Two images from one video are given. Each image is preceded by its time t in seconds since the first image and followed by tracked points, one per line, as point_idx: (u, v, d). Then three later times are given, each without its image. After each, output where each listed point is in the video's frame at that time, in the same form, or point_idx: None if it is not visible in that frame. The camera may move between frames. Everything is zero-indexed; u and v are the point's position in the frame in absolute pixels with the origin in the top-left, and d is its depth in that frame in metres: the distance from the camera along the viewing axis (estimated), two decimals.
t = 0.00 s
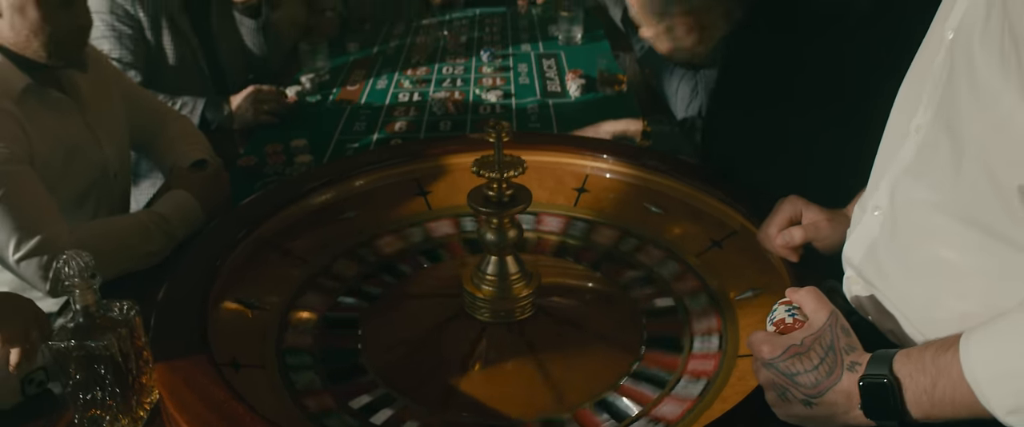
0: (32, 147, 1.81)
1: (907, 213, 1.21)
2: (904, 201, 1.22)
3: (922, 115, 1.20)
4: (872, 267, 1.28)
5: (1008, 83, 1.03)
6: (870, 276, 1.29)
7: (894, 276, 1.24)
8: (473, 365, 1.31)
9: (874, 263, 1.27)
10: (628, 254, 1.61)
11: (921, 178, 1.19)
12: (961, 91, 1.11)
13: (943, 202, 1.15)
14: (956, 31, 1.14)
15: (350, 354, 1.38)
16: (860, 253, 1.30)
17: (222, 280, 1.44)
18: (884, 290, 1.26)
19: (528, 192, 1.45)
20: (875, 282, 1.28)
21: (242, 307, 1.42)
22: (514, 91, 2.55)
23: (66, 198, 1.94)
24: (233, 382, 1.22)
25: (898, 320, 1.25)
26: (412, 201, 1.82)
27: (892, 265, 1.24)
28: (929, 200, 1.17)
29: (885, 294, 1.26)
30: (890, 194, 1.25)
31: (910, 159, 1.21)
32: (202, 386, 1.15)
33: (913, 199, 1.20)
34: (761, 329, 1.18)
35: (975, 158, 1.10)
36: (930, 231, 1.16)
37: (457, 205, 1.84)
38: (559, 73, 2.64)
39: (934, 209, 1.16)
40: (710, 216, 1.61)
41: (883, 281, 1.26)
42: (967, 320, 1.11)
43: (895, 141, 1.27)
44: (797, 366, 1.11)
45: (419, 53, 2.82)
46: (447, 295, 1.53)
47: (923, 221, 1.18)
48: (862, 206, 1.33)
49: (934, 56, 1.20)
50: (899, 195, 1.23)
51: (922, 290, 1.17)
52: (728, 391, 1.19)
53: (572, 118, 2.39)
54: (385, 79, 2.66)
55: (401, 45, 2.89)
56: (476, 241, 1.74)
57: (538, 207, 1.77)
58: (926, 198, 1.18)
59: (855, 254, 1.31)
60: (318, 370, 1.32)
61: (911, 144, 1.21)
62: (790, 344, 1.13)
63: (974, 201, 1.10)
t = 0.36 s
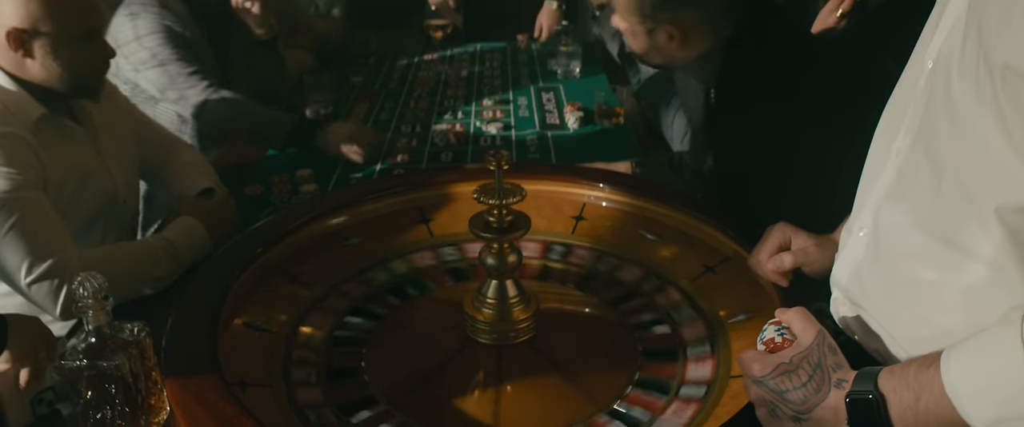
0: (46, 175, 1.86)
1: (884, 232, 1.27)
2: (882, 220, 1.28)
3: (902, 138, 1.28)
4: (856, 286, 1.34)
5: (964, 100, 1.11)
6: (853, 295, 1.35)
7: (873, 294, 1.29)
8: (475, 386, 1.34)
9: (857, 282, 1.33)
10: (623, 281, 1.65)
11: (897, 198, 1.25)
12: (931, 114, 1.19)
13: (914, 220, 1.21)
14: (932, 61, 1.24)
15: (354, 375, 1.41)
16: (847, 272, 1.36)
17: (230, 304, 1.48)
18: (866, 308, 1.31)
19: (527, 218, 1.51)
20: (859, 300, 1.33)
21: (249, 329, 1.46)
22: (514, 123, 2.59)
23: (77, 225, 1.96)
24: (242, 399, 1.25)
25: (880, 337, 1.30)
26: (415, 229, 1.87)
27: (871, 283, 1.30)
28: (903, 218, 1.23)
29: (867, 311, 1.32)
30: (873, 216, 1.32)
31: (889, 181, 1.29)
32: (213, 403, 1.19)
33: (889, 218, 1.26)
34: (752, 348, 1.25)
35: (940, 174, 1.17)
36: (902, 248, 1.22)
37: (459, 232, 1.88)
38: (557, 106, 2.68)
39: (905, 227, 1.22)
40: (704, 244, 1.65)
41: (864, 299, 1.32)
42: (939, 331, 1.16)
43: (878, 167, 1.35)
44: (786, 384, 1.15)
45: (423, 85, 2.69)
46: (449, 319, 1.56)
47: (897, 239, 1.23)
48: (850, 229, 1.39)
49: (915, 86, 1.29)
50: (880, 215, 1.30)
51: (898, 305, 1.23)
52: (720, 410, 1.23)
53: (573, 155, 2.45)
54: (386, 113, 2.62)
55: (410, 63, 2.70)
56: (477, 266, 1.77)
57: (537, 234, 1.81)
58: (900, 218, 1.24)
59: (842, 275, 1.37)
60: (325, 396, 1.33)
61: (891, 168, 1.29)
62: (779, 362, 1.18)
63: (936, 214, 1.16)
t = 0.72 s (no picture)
0: (59, 206, 1.92)
1: (879, 258, 1.25)
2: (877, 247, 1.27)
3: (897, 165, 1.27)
4: (852, 312, 1.32)
5: (954, 129, 1.10)
6: (850, 321, 1.33)
7: (867, 321, 1.27)
8: (475, 413, 1.37)
9: (852, 308, 1.32)
10: (618, 311, 1.69)
11: (892, 226, 1.24)
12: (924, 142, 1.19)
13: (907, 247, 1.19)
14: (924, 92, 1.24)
15: (357, 402, 1.44)
16: (844, 298, 1.35)
17: (236, 333, 1.52)
18: (861, 333, 1.30)
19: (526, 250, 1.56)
20: (856, 326, 1.32)
21: (255, 358, 1.50)
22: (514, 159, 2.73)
23: (87, 254, 2.02)
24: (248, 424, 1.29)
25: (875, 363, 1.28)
26: (417, 262, 1.91)
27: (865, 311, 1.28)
28: (897, 245, 1.22)
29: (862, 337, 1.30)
30: (869, 243, 1.30)
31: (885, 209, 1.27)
32: None
33: (884, 246, 1.25)
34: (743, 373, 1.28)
35: (931, 202, 1.15)
36: (897, 275, 1.21)
37: (460, 264, 1.92)
38: (556, 143, 2.72)
39: (900, 255, 1.21)
40: (700, 278, 1.70)
41: (860, 325, 1.30)
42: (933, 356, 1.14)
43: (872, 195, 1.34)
44: (774, 407, 1.17)
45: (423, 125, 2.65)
46: (449, 349, 1.60)
47: (892, 266, 1.22)
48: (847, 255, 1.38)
49: (907, 114, 1.28)
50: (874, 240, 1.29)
51: (888, 330, 1.22)
52: None
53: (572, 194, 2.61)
54: (388, 150, 2.64)
55: (412, 104, 2.62)
56: (478, 298, 1.81)
57: (535, 267, 1.84)
58: (894, 246, 1.22)
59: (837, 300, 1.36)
60: (325, 414, 1.39)
61: (887, 196, 1.28)
62: (768, 386, 1.20)
63: (928, 240, 1.16)
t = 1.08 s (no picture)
0: (69, 233, 1.97)
1: (868, 285, 1.14)
2: (866, 271, 1.16)
3: (890, 179, 1.15)
4: (842, 335, 1.22)
5: (942, 154, 1.00)
6: (841, 344, 1.23)
7: (858, 349, 1.17)
8: None
9: (844, 333, 1.22)
10: (615, 338, 1.72)
11: (881, 252, 1.13)
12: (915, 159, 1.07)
13: (897, 274, 1.09)
14: (920, 98, 1.10)
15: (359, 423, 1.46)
16: (835, 319, 1.24)
17: (243, 356, 1.56)
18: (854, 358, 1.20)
19: (525, 278, 1.60)
20: (848, 351, 1.21)
21: (260, 380, 1.53)
22: (513, 192, 2.74)
23: (95, 283, 2.08)
24: None
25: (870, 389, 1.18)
26: (419, 290, 1.95)
27: (857, 339, 1.17)
28: (888, 274, 1.11)
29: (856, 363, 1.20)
30: (859, 266, 1.19)
31: (875, 232, 1.15)
32: None
33: (873, 273, 1.14)
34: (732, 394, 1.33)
35: (920, 227, 1.05)
36: (886, 302, 1.10)
37: (460, 292, 1.96)
38: (555, 175, 2.76)
39: (888, 282, 1.10)
40: (694, 305, 1.74)
41: (852, 352, 1.20)
42: (924, 381, 1.05)
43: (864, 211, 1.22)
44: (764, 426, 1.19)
45: (425, 158, 2.71)
46: (449, 376, 1.63)
47: (880, 293, 1.11)
48: (838, 274, 1.26)
49: (899, 130, 1.16)
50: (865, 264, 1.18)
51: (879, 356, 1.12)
52: None
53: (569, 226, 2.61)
54: (392, 182, 2.71)
55: (413, 137, 2.68)
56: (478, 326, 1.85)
57: (533, 294, 1.88)
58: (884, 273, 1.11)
59: (831, 321, 1.24)
60: None
61: (877, 219, 1.16)
62: (757, 405, 1.23)
63: (923, 263, 1.04)
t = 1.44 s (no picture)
0: (81, 257, 2.03)
1: (858, 307, 1.16)
2: (855, 293, 1.17)
3: (880, 201, 1.17)
4: (833, 356, 1.24)
5: (927, 181, 1.02)
6: (832, 365, 1.24)
7: (849, 369, 1.19)
8: None
9: (834, 354, 1.23)
10: (612, 360, 1.75)
11: (869, 275, 1.14)
12: (900, 184, 1.09)
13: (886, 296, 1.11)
14: (906, 121, 1.13)
15: None
16: (826, 340, 1.26)
17: (250, 375, 1.60)
18: (845, 378, 1.21)
19: (524, 300, 1.64)
20: (838, 371, 1.23)
21: (266, 400, 1.56)
22: (513, 219, 2.68)
23: (103, 305, 2.12)
24: None
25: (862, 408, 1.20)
26: (421, 314, 1.99)
27: (847, 360, 1.19)
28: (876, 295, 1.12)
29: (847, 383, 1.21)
30: (849, 288, 1.20)
31: (864, 255, 1.17)
32: None
33: (861, 295, 1.16)
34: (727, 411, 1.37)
35: (906, 250, 1.07)
36: (874, 324, 1.12)
37: (462, 316, 2.00)
38: (555, 203, 2.77)
39: (877, 304, 1.12)
40: (691, 328, 1.77)
41: (843, 373, 1.21)
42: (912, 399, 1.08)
43: (853, 233, 1.24)
44: None
45: (427, 185, 2.86)
46: (451, 398, 1.66)
47: (869, 315, 1.13)
48: (829, 296, 1.28)
49: (886, 156, 1.18)
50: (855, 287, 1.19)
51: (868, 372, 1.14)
52: None
53: (571, 248, 2.54)
54: (393, 208, 2.79)
55: (416, 163, 2.93)
56: (479, 349, 1.89)
57: (532, 318, 1.91)
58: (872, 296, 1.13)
59: (822, 341, 1.26)
60: None
61: (866, 243, 1.17)
62: (750, 422, 1.27)
63: (910, 284, 1.06)
